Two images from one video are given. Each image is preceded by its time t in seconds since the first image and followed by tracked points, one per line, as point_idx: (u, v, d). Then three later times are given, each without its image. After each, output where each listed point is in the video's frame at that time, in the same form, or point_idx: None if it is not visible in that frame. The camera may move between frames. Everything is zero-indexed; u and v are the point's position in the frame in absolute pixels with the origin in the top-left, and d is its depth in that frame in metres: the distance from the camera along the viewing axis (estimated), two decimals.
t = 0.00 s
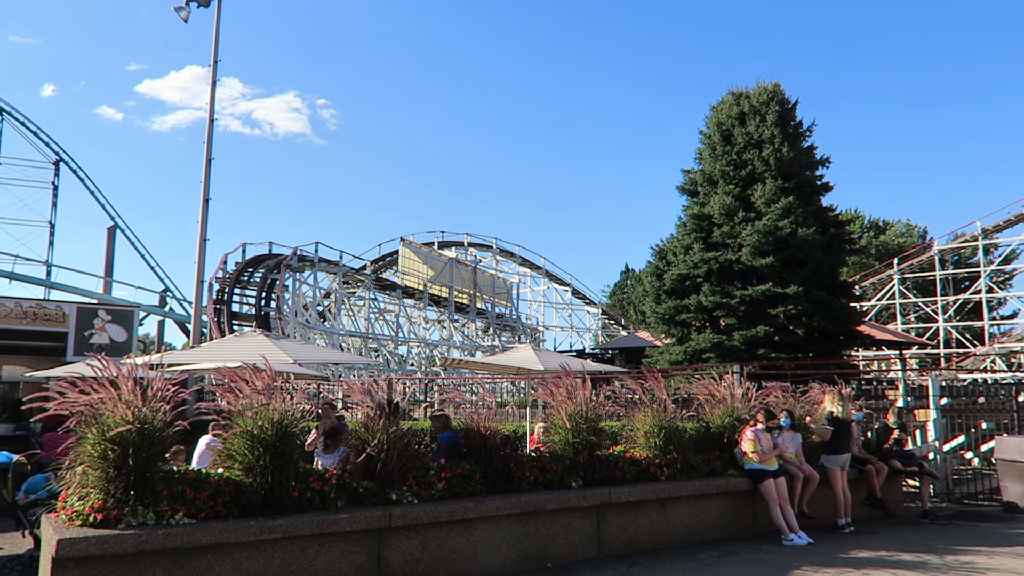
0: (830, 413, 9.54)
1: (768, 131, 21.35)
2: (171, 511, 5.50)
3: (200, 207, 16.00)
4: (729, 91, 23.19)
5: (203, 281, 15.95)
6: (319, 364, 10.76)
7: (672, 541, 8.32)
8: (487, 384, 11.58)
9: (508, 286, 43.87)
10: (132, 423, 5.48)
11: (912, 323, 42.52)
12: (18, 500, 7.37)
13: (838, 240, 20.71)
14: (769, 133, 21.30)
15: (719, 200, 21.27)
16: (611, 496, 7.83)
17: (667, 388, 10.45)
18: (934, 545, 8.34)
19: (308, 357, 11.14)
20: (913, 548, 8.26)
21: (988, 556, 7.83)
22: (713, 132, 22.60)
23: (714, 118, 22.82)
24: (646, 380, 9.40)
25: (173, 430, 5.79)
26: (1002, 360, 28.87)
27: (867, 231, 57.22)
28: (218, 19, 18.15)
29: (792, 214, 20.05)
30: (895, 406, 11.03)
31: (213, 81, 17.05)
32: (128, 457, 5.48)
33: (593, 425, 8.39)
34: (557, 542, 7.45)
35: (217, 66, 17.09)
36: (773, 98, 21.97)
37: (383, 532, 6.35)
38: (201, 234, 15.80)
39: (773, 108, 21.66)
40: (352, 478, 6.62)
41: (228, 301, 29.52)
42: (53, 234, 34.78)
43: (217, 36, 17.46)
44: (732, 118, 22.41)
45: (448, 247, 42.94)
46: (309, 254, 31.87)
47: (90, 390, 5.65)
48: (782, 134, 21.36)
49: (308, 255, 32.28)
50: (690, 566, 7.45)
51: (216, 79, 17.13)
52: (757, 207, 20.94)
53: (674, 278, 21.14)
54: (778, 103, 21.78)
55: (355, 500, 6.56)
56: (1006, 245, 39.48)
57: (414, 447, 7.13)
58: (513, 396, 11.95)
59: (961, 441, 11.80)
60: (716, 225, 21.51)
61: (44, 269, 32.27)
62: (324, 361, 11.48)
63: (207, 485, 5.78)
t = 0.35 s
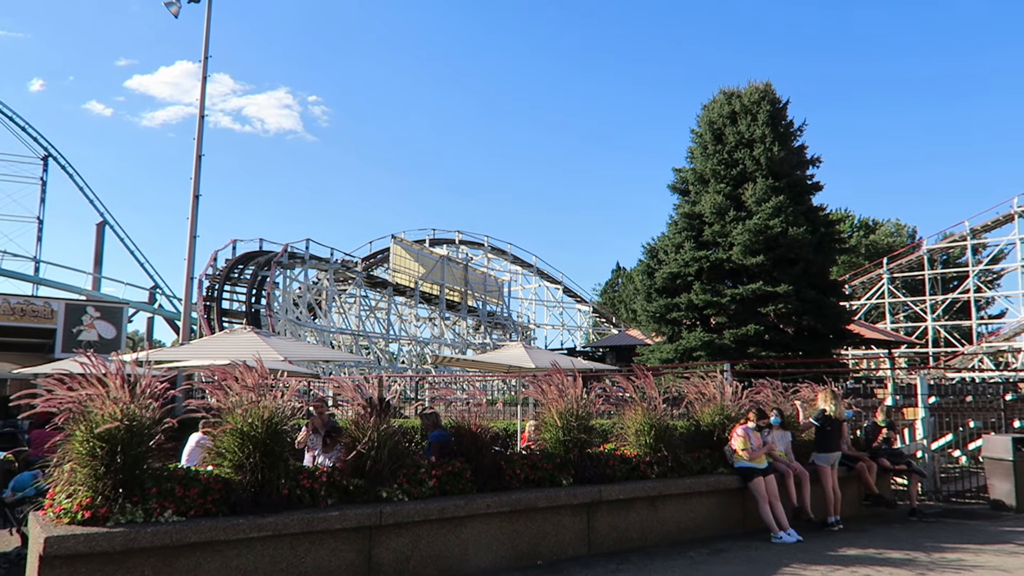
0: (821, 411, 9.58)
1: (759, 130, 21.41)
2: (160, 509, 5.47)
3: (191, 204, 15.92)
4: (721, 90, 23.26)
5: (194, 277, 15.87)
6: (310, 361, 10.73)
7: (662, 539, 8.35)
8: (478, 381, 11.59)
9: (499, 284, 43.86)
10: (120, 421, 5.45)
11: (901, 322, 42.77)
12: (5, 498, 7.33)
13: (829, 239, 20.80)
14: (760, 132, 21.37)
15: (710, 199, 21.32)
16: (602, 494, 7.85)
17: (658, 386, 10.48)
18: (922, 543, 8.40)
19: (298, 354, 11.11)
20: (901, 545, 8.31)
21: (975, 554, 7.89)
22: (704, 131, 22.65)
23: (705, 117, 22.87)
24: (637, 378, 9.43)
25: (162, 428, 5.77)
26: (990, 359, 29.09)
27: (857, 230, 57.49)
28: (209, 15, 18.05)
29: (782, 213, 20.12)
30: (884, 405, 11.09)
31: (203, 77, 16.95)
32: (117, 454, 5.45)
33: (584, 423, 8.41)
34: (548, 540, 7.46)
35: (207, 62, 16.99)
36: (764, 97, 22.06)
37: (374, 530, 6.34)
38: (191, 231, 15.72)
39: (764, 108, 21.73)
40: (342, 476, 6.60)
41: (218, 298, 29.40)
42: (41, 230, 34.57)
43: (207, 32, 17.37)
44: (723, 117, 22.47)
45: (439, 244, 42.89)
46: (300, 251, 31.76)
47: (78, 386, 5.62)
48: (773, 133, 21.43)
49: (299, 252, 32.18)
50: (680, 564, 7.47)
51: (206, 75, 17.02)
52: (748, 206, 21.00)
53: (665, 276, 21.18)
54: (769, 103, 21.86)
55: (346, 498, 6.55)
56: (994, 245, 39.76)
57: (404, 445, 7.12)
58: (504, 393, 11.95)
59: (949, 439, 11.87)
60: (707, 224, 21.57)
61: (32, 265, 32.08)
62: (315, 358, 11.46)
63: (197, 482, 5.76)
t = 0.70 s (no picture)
0: (814, 409, 9.63)
1: (751, 129, 21.47)
2: (150, 507, 5.45)
3: (182, 202, 15.83)
4: (713, 89, 23.32)
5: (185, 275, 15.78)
6: (302, 359, 10.70)
7: (654, 537, 8.36)
8: (470, 379, 11.59)
9: (491, 282, 43.84)
10: (110, 419, 5.43)
11: (891, 321, 43.01)
12: None
13: (820, 237, 20.89)
14: (752, 131, 21.43)
15: (702, 197, 21.37)
16: (594, 492, 7.86)
17: (650, 383, 10.50)
18: (911, 540, 8.46)
19: (291, 352, 11.07)
20: (891, 543, 8.36)
21: (964, 550, 7.95)
22: (697, 130, 22.68)
23: (698, 116, 22.92)
24: (629, 376, 9.45)
25: (153, 426, 5.74)
26: (979, 357, 29.29)
27: (848, 229, 57.76)
28: (200, 12, 17.96)
29: (774, 212, 20.19)
30: (874, 403, 11.15)
31: (195, 73, 16.86)
32: (108, 452, 5.42)
33: (576, 421, 8.42)
34: (540, 538, 7.47)
35: (199, 59, 16.90)
36: (756, 96, 22.14)
37: (366, 528, 6.33)
38: (182, 228, 15.63)
39: (756, 106, 21.81)
40: (334, 474, 6.59)
41: (209, 296, 29.27)
42: (30, 227, 34.32)
43: (198, 28, 17.27)
44: (715, 116, 22.52)
45: (432, 242, 42.84)
46: (292, 249, 31.66)
47: (67, 384, 5.58)
48: (765, 132, 21.51)
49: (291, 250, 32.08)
50: (672, 562, 7.48)
51: (197, 71, 16.93)
52: (739, 205, 21.06)
53: (657, 274, 21.22)
54: (761, 101, 21.94)
55: (338, 496, 6.54)
56: (984, 245, 40.03)
57: (396, 443, 7.12)
58: (497, 391, 11.95)
59: (938, 437, 11.94)
60: (699, 222, 21.62)
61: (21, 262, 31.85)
62: (307, 357, 11.42)
63: (188, 481, 5.73)
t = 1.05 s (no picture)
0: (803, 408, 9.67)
1: (740, 129, 21.54)
2: (137, 505, 5.42)
3: (170, 198, 15.74)
4: (703, 88, 23.38)
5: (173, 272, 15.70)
6: (290, 357, 10.66)
7: (641, 535, 8.39)
8: (459, 377, 11.58)
9: (481, 281, 43.82)
10: (97, 416, 5.40)
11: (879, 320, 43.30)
12: None
13: (808, 237, 20.98)
14: (742, 130, 21.50)
15: (692, 197, 21.43)
16: (582, 490, 7.88)
17: (639, 382, 10.51)
18: (897, 538, 8.51)
19: (279, 350, 11.03)
20: (876, 540, 8.42)
21: (948, 548, 8.01)
22: (686, 130, 22.74)
23: (687, 116, 22.96)
24: (617, 374, 9.47)
25: (140, 424, 5.71)
26: (964, 356, 29.53)
27: (836, 229, 58.13)
28: (188, 7, 17.86)
29: (763, 212, 20.28)
30: (861, 402, 11.21)
31: (183, 69, 16.75)
32: (93, 450, 5.38)
33: (564, 419, 8.43)
34: (528, 536, 7.48)
35: (187, 54, 16.80)
36: (745, 96, 22.23)
37: (353, 526, 6.32)
38: (170, 225, 15.55)
39: (745, 106, 21.89)
40: (322, 472, 6.58)
41: (198, 293, 29.10)
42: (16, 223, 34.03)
43: (187, 24, 17.16)
44: (705, 115, 22.58)
45: (422, 240, 42.78)
46: (280, 246, 31.53)
47: (53, 382, 5.53)
48: (754, 132, 21.59)
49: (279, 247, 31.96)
50: (659, 560, 7.51)
51: (186, 67, 16.83)
52: (728, 204, 21.14)
53: (646, 273, 21.28)
54: (750, 101, 22.04)
55: (326, 494, 6.53)
56: (969, 245, 40.37)
57: (384, 441, 7.11)
58: (486, 390, 11.95)
59: (924, 436, 12.02)
60: (688, 222, 21.69)
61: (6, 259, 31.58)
62: (295, 354, 11.39)
63: (175, 479, 5.70)
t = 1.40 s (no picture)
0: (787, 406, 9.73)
1: (725, 129, 21.64)
2: (118, 505, 5.37)
3: (152, 195, 15.60)
4: (688, 88, 23.48)
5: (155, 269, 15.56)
6: (273, 355, 10.61)
7: (625, 533, 8.42)
8: (443, 376, 11.56)
9: (466, 279, 43.76)
10: (78, 414, 5.35)
11: (861, 319, 43.64)
12: None
13: (792, 236, 21.11)
14: (727, 130, 21.60)
15: (677, 196, 21.51)
16: (566, 488, 7.89)
17: (624, 380, 10.54)
18: (878, 535, 8.60)
19: (262, 348, 10.97)
20: (857, 537, 8.50)
21: (929, 545, 8.10)
22: (671, 129, 22.82)
23: (673, 115, 23.04)
24: (602, 372, 9.50)
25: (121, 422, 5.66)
26: (945, 355, 29.83)
27: (820, 228, 58.56)
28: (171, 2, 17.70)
29: (747, 211, 20.40)
30: (844, 401, 11.30)
31: (166, 65, 16.60)
32: (73, 449, 5.33)
33: (549, 417, 8.44)
34: (512, 534, 7.48)
35: (171, 50, 16.65)
36: (730, 96, 22.34)
37: (337, 525, 6.30)
38: (153, 222, 15.42)
39: (730, 106, 21.99)
40: (306, 471, 6.55)
41: (181, 291, 28.87)
42: None
43: (170, 19, 17.01)
44: (690, 115, 22.66)
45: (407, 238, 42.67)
46: (265, 244, 31.35)
47: (33, 380, 5.47)
48: (739, 132, 21.70)
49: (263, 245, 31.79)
50: (642, 557, 7.55)
51: (169, 63, 16.68)
52: (713, 204, 21.23)
53: (631, 272, 21.34)
54: (735, 101, 22.14)
55: (309, 493, 6.50)
56: (951, 245, 40.78)
57: (368, 440, 7.08)
58: (470, 389, 11.95)
59: (905, 434, 12.14)
60: (673, 221, 21.77)
61: None
62: (279, 352, 11.33)
63: (156, 478, 5.65)
